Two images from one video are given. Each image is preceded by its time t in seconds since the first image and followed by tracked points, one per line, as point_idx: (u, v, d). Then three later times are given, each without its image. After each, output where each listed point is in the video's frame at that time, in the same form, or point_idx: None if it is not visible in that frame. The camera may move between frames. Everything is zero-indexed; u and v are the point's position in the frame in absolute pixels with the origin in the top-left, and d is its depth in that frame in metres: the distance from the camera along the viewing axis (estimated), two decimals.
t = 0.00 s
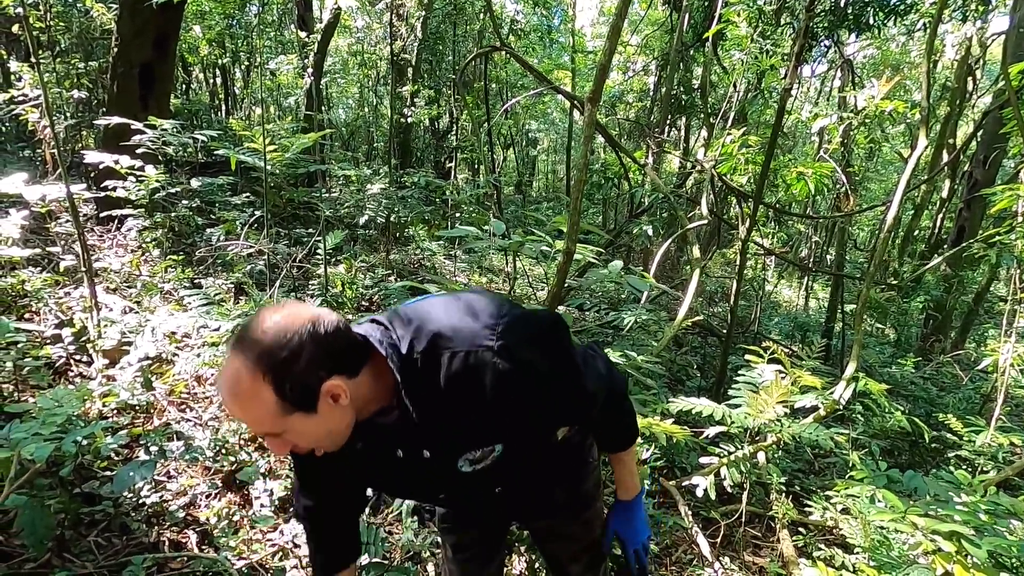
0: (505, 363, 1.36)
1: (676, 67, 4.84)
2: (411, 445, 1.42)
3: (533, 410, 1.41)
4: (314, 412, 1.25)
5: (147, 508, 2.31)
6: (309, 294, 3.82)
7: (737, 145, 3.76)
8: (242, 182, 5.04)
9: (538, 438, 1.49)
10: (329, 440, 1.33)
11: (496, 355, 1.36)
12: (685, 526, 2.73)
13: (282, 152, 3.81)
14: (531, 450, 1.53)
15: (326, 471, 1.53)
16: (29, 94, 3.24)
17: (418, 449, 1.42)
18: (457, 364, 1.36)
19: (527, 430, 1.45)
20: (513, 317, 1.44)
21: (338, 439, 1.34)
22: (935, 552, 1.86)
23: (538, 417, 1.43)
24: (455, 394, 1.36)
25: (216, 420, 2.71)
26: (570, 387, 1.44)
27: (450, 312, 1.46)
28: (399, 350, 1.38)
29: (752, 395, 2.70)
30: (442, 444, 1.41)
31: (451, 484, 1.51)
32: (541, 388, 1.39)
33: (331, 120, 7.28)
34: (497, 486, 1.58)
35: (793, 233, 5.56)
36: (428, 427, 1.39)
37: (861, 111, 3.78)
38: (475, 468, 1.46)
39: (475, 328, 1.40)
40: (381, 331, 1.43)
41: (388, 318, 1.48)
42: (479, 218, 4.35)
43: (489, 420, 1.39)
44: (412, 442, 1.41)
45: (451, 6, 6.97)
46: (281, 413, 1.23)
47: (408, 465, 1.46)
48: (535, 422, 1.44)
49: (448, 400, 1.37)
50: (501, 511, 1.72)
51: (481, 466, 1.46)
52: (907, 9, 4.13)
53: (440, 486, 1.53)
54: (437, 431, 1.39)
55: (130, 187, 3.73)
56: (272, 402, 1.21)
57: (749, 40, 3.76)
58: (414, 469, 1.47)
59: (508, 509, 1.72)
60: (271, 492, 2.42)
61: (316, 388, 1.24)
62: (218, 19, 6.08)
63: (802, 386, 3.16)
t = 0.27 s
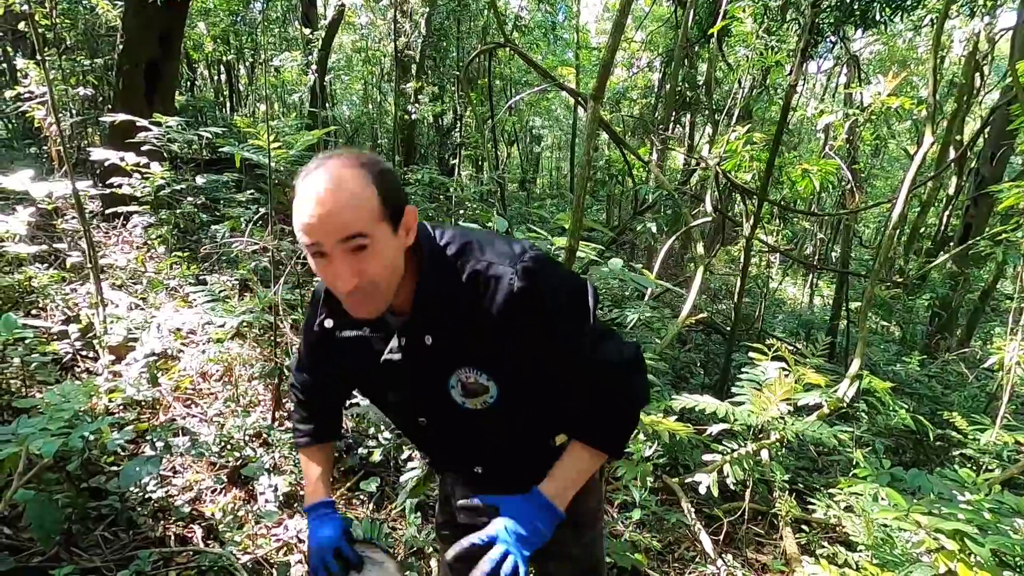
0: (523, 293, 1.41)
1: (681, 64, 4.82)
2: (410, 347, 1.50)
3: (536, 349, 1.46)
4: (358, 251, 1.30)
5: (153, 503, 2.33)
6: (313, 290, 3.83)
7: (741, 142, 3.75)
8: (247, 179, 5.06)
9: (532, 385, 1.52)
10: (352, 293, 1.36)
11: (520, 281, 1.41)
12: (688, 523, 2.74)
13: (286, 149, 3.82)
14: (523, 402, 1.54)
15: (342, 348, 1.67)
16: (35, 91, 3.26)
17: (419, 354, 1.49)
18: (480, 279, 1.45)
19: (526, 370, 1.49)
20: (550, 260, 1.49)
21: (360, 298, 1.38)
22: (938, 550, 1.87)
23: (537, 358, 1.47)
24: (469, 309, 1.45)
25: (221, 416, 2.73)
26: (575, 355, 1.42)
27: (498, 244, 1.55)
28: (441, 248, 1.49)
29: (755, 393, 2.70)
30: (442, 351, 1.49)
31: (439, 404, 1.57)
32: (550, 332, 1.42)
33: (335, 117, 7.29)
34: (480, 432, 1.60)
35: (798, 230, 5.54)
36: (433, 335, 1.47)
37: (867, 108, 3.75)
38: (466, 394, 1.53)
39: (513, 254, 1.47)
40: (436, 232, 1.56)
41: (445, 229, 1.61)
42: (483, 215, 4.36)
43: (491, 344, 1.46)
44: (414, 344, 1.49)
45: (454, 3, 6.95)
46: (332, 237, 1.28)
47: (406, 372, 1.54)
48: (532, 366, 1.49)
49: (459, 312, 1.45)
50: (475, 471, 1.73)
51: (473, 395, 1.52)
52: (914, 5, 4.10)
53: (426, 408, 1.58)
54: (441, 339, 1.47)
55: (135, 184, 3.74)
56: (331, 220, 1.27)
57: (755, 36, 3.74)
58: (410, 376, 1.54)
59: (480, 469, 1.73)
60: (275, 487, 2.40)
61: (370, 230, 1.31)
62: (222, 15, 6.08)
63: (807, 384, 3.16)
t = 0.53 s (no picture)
0: (549, 251, 1.37)
1: (683, 61, 4.80)
2: (427, 285, 1.48)
3: (550, 312, 1.40)
4: (423, 158, 1.42)
5: (156, 500, 2.35)
6: (315, 288, 3.84)
7: (744, 140, 3.74)
8: (250, 177, 5.07)
9: (543, 353, 1.45)
10: (401, 201, 1.43)
11: (547, 238, 1.37)
12: (688, 522, 2.76)
13: (288, 147, 3.82)
14: (529, 371, 1.47)
15: (375, 287, 1.70)
16: (39, 89, 3.26)
17: (434, 292, 1.47)
18: (511, 235, 1.42)
19: (540, 334, 1.43)
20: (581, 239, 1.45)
21: (407, 211, 1.44)
22: (939, 550, 1.85)
23: (551, 322, 1.41)
24: (493, 258, 1.42)
25: (224, 414, 2.73)
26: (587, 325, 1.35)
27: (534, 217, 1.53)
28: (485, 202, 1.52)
29: (757, 391, 2.69)
30: (458, 294, 1.46)
31: (442, 356, 1.52)
32: (568, 297, 1.37)
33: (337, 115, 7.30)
34: (476, 396, 1.52)
35: (800, 228, 5.53)
36: (453, 276, 1.45)
37: (871, 106, 3.74)
38: (471, 346, 1.47)
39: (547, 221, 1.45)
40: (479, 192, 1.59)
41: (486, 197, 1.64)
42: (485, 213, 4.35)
43: (509, 297, 1.42)
44: (431, 283, 1.47)
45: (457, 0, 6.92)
46: (402, 139, 1.40)
47: (417, 312, 1.51)
48: (546, 329, 1.43)
49: (483, 258, 1.43)
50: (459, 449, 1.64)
51: (477, 347, 1.47)
52: (918, 2, 4.07)
53: (428, 356, 1.53)
54: (460, 281, 1.45)
55: (138, 182, 3.75)
56: (403, 124, 1.40)
57: (757, 34, 3.72)
58: (420, 318, 1.51)
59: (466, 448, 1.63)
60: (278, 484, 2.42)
61: (434, 142, 1.44)
62: (225, 13, 6.09)
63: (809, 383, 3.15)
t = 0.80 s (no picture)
0: (579, 229, 1.43)
1: (685, 60, 4.79)
2: (458, 243, 1.44)
3: (574, 286, 1.43)
4: (477, 115, 1.44)
5: (159, 498, 2.35)
6: (317, 287, 3.85)
7: (745, 139, 3.73)
8: (251, 176, 5.07)
9: (560, 328, 1.47)
10: (447, 152, 1.43)
11: (578, 219, 1.44)
12: (690, 521, 2.75)
13: (290, 146, 3.83)
14: (545, 343, 1.47)
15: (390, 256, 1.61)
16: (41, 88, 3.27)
17: (466, 251, 1.43)
18: (543, 212, 1.47)
19: (561, 307, 1.46)
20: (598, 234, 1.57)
21: (449, 163, 1.44)
22: (941, 549, 1.84)
23: (573, 297, 1.44)
24: (527, 229, 1.45)
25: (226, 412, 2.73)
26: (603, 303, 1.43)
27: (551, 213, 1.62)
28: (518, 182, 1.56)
29: (758, 391, 2.69)
30: (489, 257, 1.43)
31: (461, 321, 1.45)
32: (593, 274, 1.43)
33: (339, 114, 7.30)
34: (489, 367, 1.45)
35: (801, 227, 5.52)
36: (486, 239, 1.43)
37: (872, 105, 3.72)
38: (495, 310, 1.43)
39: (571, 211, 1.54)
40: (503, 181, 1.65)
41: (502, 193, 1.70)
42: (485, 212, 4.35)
43: (542, 268, 1.43)
44: (462, 242, 1.44)
45: None
46: (460, 93, 1.43)
47: (443, 270, 1.45)
48: (567, 304, 1.45)
49: (517, 227, 1.45)
50: (456, 428, 1.52)
51: (502, 312, 1.43)
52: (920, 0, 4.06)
53: (448, 318, 1.45)
54: (494, 244, 1.43)
55: (140, 180, 3.76)
56: (462, 80, 1.43)
57: (759, 32, 3.72)
58: (444, 278, 1.45)
59: (466, 426, 1.52)
60: (279, 483, 2.44)
61: (487, 105, 1.48)
62: (227, 13, 6.10)
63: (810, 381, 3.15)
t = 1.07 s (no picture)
0: (596, 225, 1.48)
1: (686, 59, 4.79)
2: (481, 230, 1.44)
3: (591, 279, 1.48)
4: (505, 103, 1.45)
5: (160, 498, 2.36)
6: (318, 287, 3.85)
7: (746, 139, 3.72)
8: (252, 176, 5.07)
9: (575, 320, 1.51)
10: (473, 137, 1.43)
11: (596, 214, 1.50)
12: (691, 521, 2.75)
13: (291, 146, 3.83)
14: (559, 333, 1.50)
15: (399, 245, 1.57)
16: (42, 87, 3.27)
17: (491, 237, 1.43)
18: (561, 207, 1.51)
19: (577, 299, 1.49)
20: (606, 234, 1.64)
21: (475, 149, 1.45)
22: (942, 549, 1.83)
23: (588, 290, 1.48)
24: (547, 221, 1.49)
25: (227, 412, 2.73)
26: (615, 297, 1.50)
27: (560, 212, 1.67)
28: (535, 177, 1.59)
29: (759, 391, 2.68)
30: (512, 245, 1.45)
31: (481, 309, 1.45)
32: (610, 269, 1.50)
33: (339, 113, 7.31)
34: (507, 355, 1.46)
35: (802, 227, 5.52)
36: (509, 227, 1.44)
37: (874, 104, 3.71)
38: (515, 298, 1.45)
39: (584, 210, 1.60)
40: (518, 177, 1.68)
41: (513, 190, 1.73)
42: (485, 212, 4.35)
43: (564, 259, 1.45)
44: (485, 229, 1.44)
45: None
46: (490, 80, 1.44)
47: (464, 256, 1.45)
48: (584, 296, 1.49)
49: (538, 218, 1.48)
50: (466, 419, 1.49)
51: (521, 300, 1.44)
52: None
53: (468, 305, 1.45)
54: (516, 233, 1.45)
55: (140, 180, 3.76)
56: (492, 68, 1.45)
57: (760, 32, 3.72)
58: (465, 264, 1.45)
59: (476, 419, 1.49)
60: (280, 482, 2.44)
61: (514, 96, 1.50)
62: (227, 12, 6.11)
63: (812, 381, 3.15)
